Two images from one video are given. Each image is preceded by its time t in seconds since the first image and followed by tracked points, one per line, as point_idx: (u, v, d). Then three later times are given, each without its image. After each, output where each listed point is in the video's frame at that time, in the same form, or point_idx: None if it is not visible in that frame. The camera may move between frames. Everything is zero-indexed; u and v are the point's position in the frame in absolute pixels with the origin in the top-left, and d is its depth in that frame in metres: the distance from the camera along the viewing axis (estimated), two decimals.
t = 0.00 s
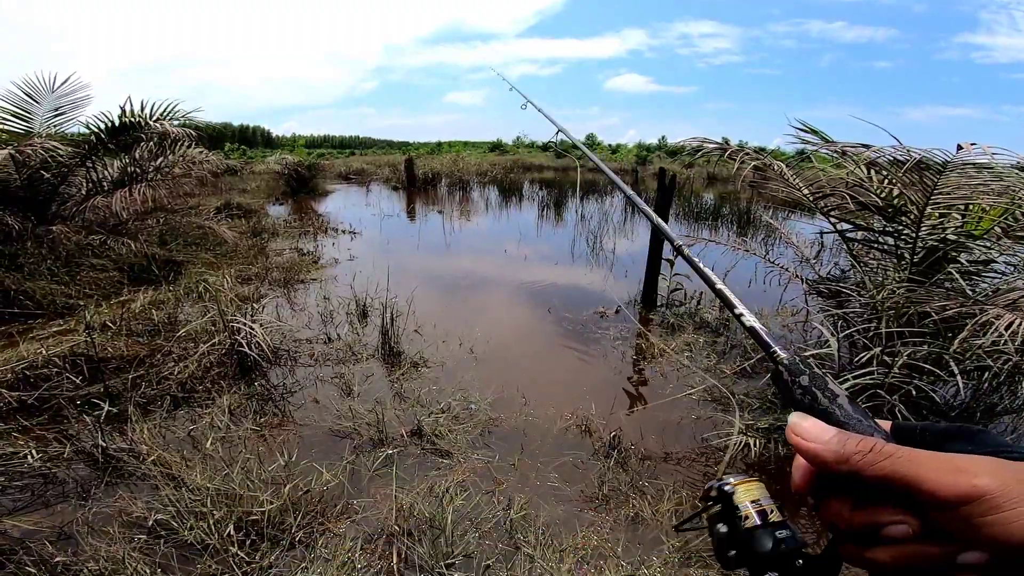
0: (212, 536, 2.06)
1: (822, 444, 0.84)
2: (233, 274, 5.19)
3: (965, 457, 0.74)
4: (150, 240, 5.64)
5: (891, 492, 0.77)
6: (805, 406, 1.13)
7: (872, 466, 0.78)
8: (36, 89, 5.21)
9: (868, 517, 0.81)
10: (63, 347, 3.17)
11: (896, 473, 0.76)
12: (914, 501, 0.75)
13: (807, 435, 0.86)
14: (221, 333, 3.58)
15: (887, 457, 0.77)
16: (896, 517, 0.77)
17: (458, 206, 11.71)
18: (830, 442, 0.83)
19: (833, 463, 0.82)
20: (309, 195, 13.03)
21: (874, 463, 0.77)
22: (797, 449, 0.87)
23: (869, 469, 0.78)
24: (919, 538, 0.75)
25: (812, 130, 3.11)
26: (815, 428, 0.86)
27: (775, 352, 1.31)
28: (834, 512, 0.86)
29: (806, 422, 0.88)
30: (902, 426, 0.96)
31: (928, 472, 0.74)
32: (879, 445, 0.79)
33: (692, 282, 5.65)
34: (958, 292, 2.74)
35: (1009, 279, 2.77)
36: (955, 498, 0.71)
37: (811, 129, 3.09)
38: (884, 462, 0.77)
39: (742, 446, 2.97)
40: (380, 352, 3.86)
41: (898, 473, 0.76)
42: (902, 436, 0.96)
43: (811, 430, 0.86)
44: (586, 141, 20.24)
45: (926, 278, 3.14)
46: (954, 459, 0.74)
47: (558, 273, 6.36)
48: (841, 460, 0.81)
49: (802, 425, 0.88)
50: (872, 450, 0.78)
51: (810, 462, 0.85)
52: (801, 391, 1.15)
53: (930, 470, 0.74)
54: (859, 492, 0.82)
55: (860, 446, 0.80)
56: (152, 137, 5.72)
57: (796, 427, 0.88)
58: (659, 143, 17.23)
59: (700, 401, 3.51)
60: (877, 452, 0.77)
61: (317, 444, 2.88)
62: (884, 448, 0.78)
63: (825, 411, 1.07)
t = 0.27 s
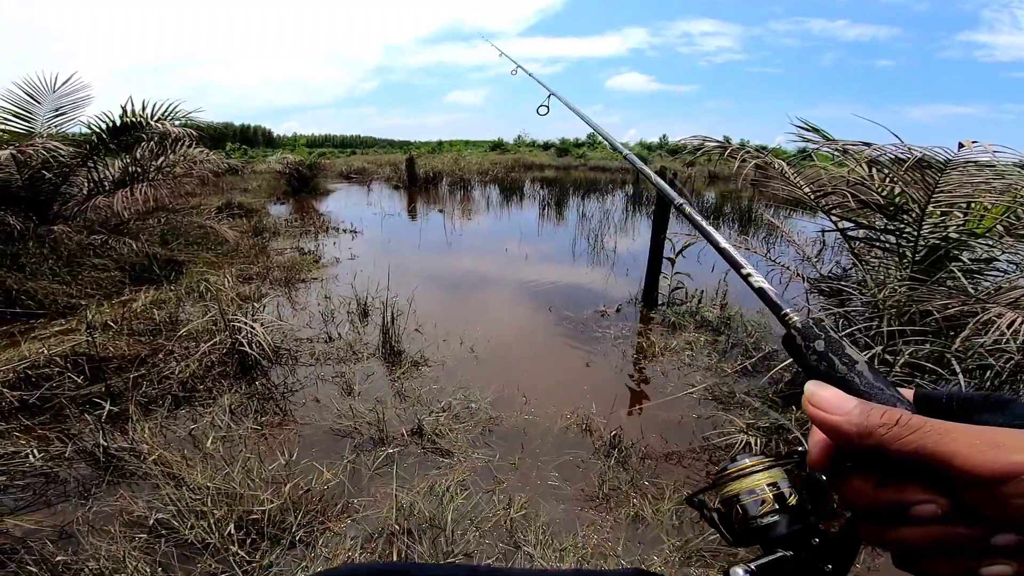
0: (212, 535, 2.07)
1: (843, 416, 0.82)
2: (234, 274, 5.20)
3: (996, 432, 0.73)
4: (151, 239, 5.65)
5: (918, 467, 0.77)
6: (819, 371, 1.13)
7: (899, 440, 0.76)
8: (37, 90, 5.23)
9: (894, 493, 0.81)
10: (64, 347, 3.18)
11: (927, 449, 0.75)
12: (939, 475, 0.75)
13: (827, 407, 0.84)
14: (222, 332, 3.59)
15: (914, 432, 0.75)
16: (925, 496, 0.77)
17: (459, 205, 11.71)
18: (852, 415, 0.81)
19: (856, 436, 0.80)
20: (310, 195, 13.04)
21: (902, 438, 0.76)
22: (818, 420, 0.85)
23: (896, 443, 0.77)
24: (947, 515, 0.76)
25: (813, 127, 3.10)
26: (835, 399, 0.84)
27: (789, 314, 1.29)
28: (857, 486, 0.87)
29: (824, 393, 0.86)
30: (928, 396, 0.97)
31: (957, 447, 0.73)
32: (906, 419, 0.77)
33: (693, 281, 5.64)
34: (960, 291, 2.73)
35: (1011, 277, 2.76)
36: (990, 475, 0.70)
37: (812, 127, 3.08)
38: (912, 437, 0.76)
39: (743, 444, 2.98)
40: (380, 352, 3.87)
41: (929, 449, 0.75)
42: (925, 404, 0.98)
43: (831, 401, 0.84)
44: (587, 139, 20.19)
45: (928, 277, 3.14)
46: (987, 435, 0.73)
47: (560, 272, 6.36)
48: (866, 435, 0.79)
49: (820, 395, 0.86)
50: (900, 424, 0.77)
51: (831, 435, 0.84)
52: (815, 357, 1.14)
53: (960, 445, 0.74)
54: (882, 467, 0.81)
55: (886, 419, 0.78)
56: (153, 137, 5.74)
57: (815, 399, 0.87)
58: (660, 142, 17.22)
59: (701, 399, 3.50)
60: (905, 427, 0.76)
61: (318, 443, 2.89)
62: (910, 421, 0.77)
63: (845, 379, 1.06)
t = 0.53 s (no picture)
0: (213, 535, 2.07)
1: (849, 400, 0.83)
2: (235, 273, 5.20)
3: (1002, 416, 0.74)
4: (152, 238, 5.64)
5: (926, 451, 0.79)
6: (820, 353, 1.12)
7: (906, 424, 0.78)
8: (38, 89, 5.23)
9: (901, 474, 0.84)
10: (66, 346, 3.18)
11: (936, 433, 0.77)
12: (947, 458, 0.77)
13: (833, 391, 0.85)
14: (222, 331, 3.59)
15: (923, 417, 0.77)
16: (933, 481, 0.80)
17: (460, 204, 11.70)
18: (858, 399, 0.82)
19: (862, 420, 0.81)
20: (311, 194, 13.04)
21: (910, 422, 0.78)
22: (822, 403, 0.86)
23: (904, 427, 0.79)
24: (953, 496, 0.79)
25: (815, 126, 3.10)
26: (840, 383, 0.85)
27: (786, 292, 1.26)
28: (863, 471, 0.89)
29: (829, 376, 0.87)
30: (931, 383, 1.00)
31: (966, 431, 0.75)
32: (913, 403, 0.79)
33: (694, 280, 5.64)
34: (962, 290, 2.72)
35: (1014, 277, 2.75)
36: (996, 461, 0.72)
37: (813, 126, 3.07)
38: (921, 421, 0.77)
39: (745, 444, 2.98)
40: (381, 351, 3.87)
41: (936, 434, 0.77)
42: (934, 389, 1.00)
43: (835, 383, 0.85)
44: (589, 138, 20.17)
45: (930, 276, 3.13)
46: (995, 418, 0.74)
47: (561, 271, 6.36)
48: (873, 419, 0.80)
49: (824, 378, 0.87)
50: (908, 408, 0.78)
51: (835, 418, 0.85)
52: (817, 339, 1.12)
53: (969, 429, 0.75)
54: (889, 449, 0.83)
55: (893, 403, 0.80)
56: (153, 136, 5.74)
57: (820, 383, 0.87)
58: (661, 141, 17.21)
59: (703, 398, 3.50)
60: (914, 411, 0.77)
61: (319, 443, 2.89)
62: (918, 406, 0.78)
63: (848, 360, 1.06)
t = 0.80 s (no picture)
0: (216, 534, 2.08)
1: (856, 384, 0.74)
2: (238, 272, 5.22)
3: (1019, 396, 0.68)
4: (156, 237, 5.66)
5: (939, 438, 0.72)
6: (821, 340, 1.05)
7: (919, 409, 0.70)
8: (42, 88, 5.24)
9: (907, 463, 0.77)
10: (68, 345, 3.19)
11: (950, 418, 0.69)
12: (962, 445, 0.70)
13: (837, 374, 0.76)
14: (225, 330, 3.60)
15: (935, 401, 0.70)
16: (945, 473, 0.73)
17: (462, 204, 11.71)
18: (866, 382, 0.74)
19: (871, 405, 0.73)
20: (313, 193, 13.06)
21: (923, 407, 0.70)
22: (825, 388, 0.78)
23: (916, 412, 0.71)
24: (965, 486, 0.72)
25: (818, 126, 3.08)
26: (844, 364, 0.76)
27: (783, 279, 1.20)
28: (866, 461, 0.82)
29: (830, 357, 0.79)
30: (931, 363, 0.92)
31: (981, 415, 0.68)
32: (925, 385, 0.71)
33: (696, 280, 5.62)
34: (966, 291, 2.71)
35: (1018, 277, 2.74)
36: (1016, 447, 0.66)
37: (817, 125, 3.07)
38: (933, 406, 0.70)
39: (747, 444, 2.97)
40: (383, 350, 3.87)
41: (952, 420, 0.69)
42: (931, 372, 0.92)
43: (841, 365, 0.76)
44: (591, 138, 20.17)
45: (933, 277, 3.12)
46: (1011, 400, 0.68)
47: (563, 270, 6.34)
48: (882, 404, 0.72)
49: (826, 362, 0.78)
50: (920, 391, 0.70)
51: (841, 403, 0.76)
52: (817, 324, 1.06)
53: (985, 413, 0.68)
54: (896, 437, 0.76)
55: (903, 387, 0.72)
56: (156, 135, 5.75)
57: (821, 365, 0.79)
58: (663, 142, 17.20)
59: (705, 399, 3.49)
60: (927, 395, 0.69)
61: (321, 441, 2.90)
62: (930, 389, 0.70)
63: (848, 346, 1.01)
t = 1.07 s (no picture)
0: (218, 533, 2.08)
1: (841, 394, 0.76)
2: (242, 271, 5.23)
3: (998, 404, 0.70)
4: (160, 237, 5.69)
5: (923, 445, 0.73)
6: (810, 353, 1.05)
7: (904, 417, 0.71)
8: (47, 88, 5.27)
9: (891, 472, 0.77)
10: (73, 343, 3.21)
11: (934, 426, 0.71)
12: (944, 452, 0.72)
13: (825, 384, 0.78)
14: (229, 330, 3.61)
15: (920, 408, 0.71)
16: (929, 480, 0.74)
17: (466, 203, 11.71)
18: (854, 392, 0.75)
19: (857, 415, 0.75)
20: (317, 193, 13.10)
21: (907, 415, 0.71)
22: (814, 398, 0.79)
23: (900, 420, 0.72)
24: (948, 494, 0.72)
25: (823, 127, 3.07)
26: (832, 375, 0.78)
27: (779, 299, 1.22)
28: (852, 470, 0.83)
29: (819, 369, 0.81)
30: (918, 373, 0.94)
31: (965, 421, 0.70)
32: (908, 394, 0.73)
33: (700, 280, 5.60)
34: (972, 292, 2.69)
35: None
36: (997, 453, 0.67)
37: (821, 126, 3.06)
38: (917, 414, 0.71)
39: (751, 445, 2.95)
40: (386, 349, 3.87)
41: (937, 429, 0.71)
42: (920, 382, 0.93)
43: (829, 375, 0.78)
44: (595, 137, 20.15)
45: (939, 278, 3.10)
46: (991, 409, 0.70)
47: (566, 270, 6.34)
48: (868, 413, 0.74)
49: (814, 373, 0.80)
50: (903, 399, 0.72)
51: (829, 413, 0.78)
52: (806, 338, 1.08)
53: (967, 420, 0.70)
54: (881, 447, 0.76)
55: (889, 395, 0.73)
56: (161, 135, 5.77)
57: (810, 377, 0.81)
58: (668, 142, 17.16)
59: (708, 400, 3.48)
60: (911, 402, 0.71)
61: (324, 441, 2.91)
62: (913, 399, 0.72)
63: (836, 358, 1.00)
